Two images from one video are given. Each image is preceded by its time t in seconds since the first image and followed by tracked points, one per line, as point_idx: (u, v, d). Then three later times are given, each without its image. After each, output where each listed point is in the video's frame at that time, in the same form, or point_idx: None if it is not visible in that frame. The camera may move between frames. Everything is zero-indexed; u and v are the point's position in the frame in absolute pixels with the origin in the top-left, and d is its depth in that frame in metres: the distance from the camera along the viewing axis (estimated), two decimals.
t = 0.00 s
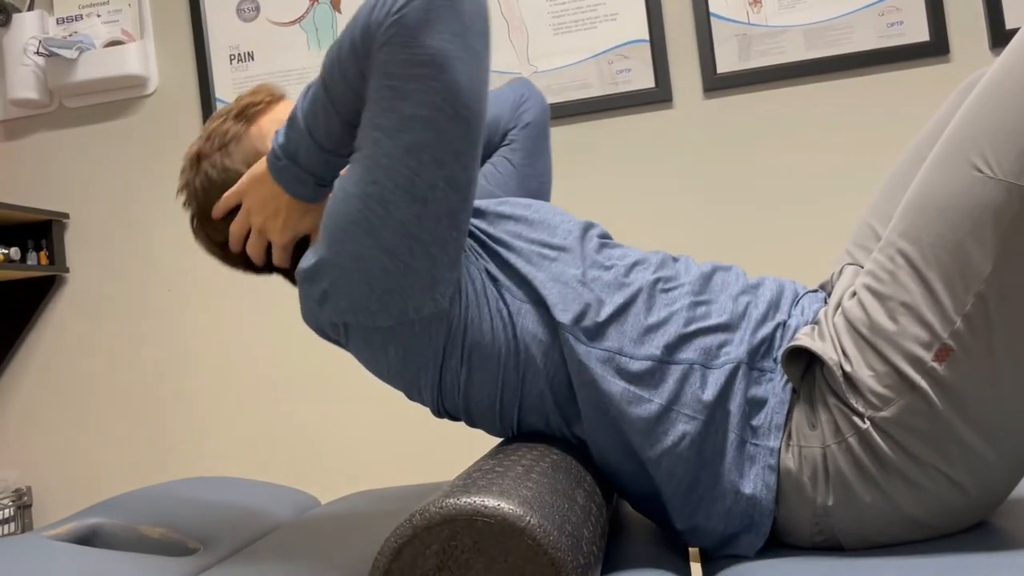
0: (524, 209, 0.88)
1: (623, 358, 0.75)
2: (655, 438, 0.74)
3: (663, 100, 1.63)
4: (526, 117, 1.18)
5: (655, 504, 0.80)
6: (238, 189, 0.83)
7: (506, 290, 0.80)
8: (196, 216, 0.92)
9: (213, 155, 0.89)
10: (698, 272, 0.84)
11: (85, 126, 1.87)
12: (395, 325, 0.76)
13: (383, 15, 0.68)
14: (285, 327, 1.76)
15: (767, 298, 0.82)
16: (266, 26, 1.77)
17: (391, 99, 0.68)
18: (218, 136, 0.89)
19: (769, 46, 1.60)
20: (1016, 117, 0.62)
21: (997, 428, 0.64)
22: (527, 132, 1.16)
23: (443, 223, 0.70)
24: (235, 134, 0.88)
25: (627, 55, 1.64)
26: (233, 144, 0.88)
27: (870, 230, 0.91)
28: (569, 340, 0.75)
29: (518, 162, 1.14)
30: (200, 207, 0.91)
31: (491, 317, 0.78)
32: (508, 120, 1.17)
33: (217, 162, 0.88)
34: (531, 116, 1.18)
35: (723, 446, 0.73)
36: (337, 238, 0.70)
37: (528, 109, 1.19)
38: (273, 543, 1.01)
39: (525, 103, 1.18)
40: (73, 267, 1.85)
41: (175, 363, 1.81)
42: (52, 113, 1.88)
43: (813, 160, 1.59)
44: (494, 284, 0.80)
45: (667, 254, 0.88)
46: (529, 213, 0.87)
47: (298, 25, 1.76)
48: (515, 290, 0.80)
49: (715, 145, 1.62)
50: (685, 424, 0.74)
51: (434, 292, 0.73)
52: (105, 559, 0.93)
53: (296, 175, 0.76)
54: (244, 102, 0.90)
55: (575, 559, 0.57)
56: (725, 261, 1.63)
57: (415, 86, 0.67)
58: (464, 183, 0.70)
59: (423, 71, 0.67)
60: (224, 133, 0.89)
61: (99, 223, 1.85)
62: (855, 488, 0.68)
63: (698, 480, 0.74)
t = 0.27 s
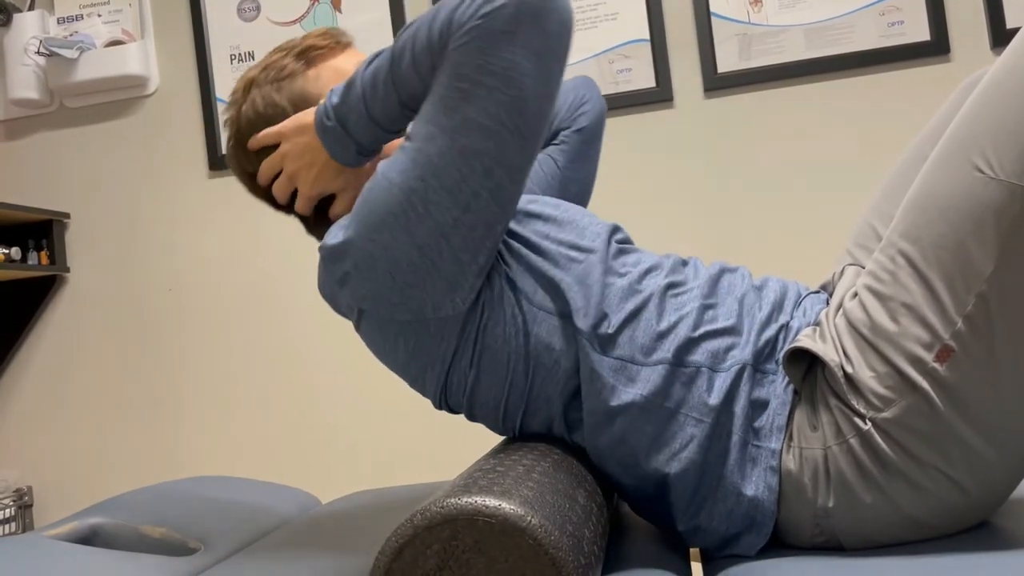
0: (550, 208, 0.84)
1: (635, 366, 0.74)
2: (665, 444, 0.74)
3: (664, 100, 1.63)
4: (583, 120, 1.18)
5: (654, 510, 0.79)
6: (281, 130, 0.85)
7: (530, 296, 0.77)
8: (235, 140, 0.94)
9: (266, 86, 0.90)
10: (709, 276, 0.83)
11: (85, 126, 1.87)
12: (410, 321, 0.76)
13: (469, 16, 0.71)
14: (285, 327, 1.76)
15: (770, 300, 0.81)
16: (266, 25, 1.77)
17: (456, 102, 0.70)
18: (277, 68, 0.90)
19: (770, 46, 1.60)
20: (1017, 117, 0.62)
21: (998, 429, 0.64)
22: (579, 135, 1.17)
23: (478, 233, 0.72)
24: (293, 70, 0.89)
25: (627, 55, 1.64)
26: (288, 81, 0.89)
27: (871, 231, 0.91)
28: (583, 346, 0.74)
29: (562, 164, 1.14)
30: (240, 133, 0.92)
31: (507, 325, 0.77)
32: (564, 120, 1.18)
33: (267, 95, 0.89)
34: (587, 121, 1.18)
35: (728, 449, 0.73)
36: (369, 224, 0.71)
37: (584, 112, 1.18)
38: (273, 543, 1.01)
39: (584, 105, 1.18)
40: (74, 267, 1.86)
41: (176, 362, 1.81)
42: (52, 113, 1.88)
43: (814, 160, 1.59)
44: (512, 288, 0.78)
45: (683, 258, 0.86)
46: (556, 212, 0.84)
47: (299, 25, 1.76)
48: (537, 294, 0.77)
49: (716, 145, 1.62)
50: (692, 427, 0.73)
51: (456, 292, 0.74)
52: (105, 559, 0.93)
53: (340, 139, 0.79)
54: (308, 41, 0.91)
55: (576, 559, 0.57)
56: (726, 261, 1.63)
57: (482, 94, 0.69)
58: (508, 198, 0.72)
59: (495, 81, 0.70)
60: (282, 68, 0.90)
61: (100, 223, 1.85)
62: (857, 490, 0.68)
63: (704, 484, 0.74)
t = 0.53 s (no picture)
0: (566, 209, 0.84)
1: (642, 368, 0.74)
2: (668, 445, 0.74)
3: (664, 100, 1.63)
4: (623, 139, 1.18)
5: (654, 510, 0.79)
6: (319, 93, 0.86)
7: (542, 300, 0.77)
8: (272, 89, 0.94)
9: (313, 44, 0.90)
10: (715, 275, 0.83)
11: (86, 126, 1.87)
12: (415, 317, 0.76)
13: (509, 22, 0.72)
14: (286, 326, 1.76)
15: (773, 298, 0.81)
16: (267, 25, 1.77)
17: (483, 108, 0.70)
18: (328, 29, 0.91)
19: (770, 45, 1.59)
20: (1018, 117, 0.61)
21: (998, 429, 0.64)
22: (617, 153, 1.17)
23: (490, 240, 0.72)
24: (341, 35, 0.90)
25: (627, 55, 1.64)
26: (334, 45, 0.90)
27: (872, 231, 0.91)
28: (592, 349, 0.74)
29: (594, 177, 1.15)
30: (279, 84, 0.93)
31: (516, 333, 0.77)
32: (603, 134, 1.18)
33: (311, 54, 0.90)
34: (626, 141, 1.18)
35: (730, 449, 0.73)
36: (382, 218, 0.71)
37: (626, 131, 1.19)
38: (274, 542, 1.01)
39: (626, 124, 1.19)
40: (74, 266, 1.86)
41: (177, 361, 1.81)
42: (52, 113, 1.89)
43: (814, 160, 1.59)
44: (521, 292, 0.77)
45: (688, 257, 0.86)
46: (571, 214, 0.83)
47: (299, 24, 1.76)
48: (547, 297, 0.77)
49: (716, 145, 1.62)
50: (695, 426, 0.73)
51: (461, 294, 0.74)
52: (106, 558, 0.93)
53: (371, 116, 0.81)
54: (364, 10, 0.90)
55: (576, 559, 0.57)
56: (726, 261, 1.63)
57: (510, 105, 0.70)
58: (525, 209, 0.72)
59: (525, 92, 0.70)
60: (330, 33, 0.90)
61: (101, 222, 1.86)
62: (858, 490, 0.68)
63: (705, 484, 0.74)
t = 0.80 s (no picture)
0: (566, 203, 0.84)
1: (643, 363, 0.74)
2: (669, 439, 0.74)
3: (665, 100, 1.63)
4: (619, 136, 1.18)
5: (656, 509, 0.79)
6: (321, 95, 0.86)
7: (540, 292, 0.77)
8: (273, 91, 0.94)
9: (313, 46, 0.90)
10: (716, 270, 0.82)
11: (87, 126, 1.87)
12: (415, 311, 0.76)
13: (499, 13, 0.72)
14: (287, 326, 1.76)
15: (775, 295, 0.81)
16: (267, 25, 1.77)
17: (477, 98, 0.70)
18: (328, 31, 0.91)
19: (771, 45, 1.59)
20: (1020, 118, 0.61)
21: (999, 429, 0.64)
22: (614, 150, 1.17)
23: (487, 232, 0.71)
24: (342, 37, 0.90)
25: (628, 55, 1.64)
26: (335, 47, 0.90)
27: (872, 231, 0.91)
28: (592, 343, 0.74)
29: (591, 174, 1.15)
30: (280, 86, 0.92)
31: (516, 322, 0.76)
32: (599, 131, 1.18)
33: (311, 55, 0.90)
34: (624, 138, 1.18)
35: (732, 445, 0.73)
36: (381, 215, 0.71)
37: (622, 128, 1.19)
38: (275, 542, 1.01)
39: (623, 122, 1.19)
40: (75, 266, 1.86)
41: (178, 361, 1.81)
42: (53, 113, 1.89)
43: (815, 160, 1.59)
44: (520, 286, 0.77)
45: (689, 252, 0.86)
46: (570, 207, 0.83)
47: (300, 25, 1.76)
48: (547, 291, 0.77)
49: (717, 145, 1.62)
50: (697, 422, 0.73)
51: (461, 289, 0.74)
52: (106, 558, 0.93)
53: (370, 115, 0.81)
54: (365, 11, 0.91)
55: (577, 559, 0.57)
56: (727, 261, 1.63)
57: (503, 95, 0.70)
58: (522, 201, 0.72)
59: (517, 83, 0.70)
60: (331, 34, 0.90)
61: (102, 223, 1.86)
62: (859, 489, 0.68)
63: (706, 481, 0.74)
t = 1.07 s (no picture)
0: (563, 204, 0.84)
1: (643, 362, 0.74)
2: (670, 439, 0.74)
3: (665, 100, 1.63)
4: (610, 133, 1.18)
5: (656, 509, 0.79)
6: (313, 103, 0.86)
7: (537, 291, 0.77)
8: (265, 103, 0.94)
9: (303, 56, 0.91)
10: (715, 270, 0.83)
11: (87, 126, 1.87)
12: (414, 311, 0.76)
13: (488, 10, 0.72)
14: (287, 326, 1.76)
15: (776, 296, 0.81)
16: (268, 26, 1.77)
17: (470, 95, 0.70)
18: (319, 40, 0.91)
19: (772, 46, 1.59)
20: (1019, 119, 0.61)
21: (998, 429, 0.64)
22: (606, 147, 1.17)
23: (484, 229, 0.72)
24: (332, 46, 0.90)
25: (628, 56, 1.64)
26: (326, 56, 0.90)
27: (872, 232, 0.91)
28: (591, 342, 0.74)
29: (584, 172, 1.15)
30: (271, 97, 0.92)
31: (516, 320, 0.76)
32: (590, 129, 1.18)
33: (302, 65, 0.90)
34: (615, 135, 1.18)
35: (733, 445, 0.73)
36: (378, 216, 0.71)
37: (613, 125, 1.19)
38: (275, 543, 1.01)
39: (614, 118, 1.19)
40: (76, 267, 1.86)
41: (178, 361, 1.81)
42: (54, 113, 1.89)
43: (815, 161, 1.59)
44: (519, 284, 0.77)
45: (688, 252, 0.86)
46: (568, 208, 0.84)
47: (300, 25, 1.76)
48: (545, 290, 0.77)
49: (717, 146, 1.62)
50: (698, 422, 0.73)
51: (460, 288, 0.74)
52: (106, 559, 0.93)
53: (363, 121, 0.81)
54: (355, 21, 0.92)
55: (576, 560, 0.57)
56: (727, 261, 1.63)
57: (496, 90, 0.70)
58: (518, 196, 0.72)
59: (510, 77, 0.70)
60: (321, 43, 0.90)
61: (102, 223, 1.86)
62: (859, 490, 0.68)
63: (707, 481, 0.74)
